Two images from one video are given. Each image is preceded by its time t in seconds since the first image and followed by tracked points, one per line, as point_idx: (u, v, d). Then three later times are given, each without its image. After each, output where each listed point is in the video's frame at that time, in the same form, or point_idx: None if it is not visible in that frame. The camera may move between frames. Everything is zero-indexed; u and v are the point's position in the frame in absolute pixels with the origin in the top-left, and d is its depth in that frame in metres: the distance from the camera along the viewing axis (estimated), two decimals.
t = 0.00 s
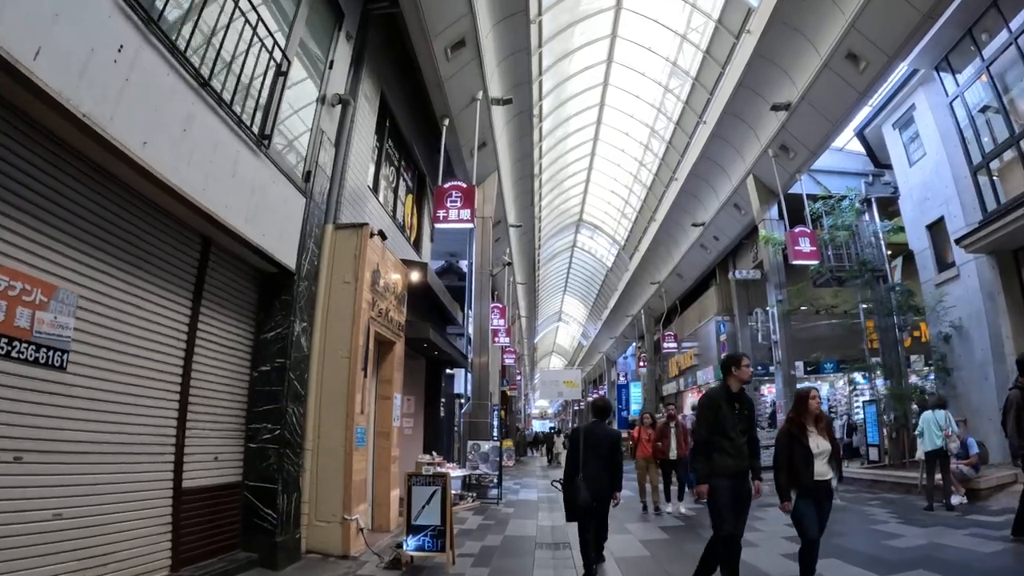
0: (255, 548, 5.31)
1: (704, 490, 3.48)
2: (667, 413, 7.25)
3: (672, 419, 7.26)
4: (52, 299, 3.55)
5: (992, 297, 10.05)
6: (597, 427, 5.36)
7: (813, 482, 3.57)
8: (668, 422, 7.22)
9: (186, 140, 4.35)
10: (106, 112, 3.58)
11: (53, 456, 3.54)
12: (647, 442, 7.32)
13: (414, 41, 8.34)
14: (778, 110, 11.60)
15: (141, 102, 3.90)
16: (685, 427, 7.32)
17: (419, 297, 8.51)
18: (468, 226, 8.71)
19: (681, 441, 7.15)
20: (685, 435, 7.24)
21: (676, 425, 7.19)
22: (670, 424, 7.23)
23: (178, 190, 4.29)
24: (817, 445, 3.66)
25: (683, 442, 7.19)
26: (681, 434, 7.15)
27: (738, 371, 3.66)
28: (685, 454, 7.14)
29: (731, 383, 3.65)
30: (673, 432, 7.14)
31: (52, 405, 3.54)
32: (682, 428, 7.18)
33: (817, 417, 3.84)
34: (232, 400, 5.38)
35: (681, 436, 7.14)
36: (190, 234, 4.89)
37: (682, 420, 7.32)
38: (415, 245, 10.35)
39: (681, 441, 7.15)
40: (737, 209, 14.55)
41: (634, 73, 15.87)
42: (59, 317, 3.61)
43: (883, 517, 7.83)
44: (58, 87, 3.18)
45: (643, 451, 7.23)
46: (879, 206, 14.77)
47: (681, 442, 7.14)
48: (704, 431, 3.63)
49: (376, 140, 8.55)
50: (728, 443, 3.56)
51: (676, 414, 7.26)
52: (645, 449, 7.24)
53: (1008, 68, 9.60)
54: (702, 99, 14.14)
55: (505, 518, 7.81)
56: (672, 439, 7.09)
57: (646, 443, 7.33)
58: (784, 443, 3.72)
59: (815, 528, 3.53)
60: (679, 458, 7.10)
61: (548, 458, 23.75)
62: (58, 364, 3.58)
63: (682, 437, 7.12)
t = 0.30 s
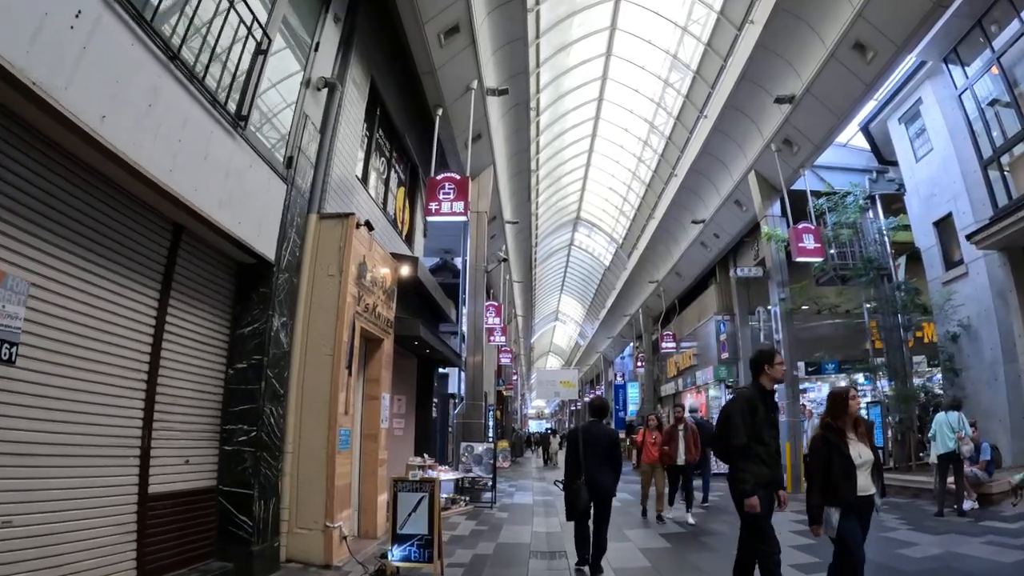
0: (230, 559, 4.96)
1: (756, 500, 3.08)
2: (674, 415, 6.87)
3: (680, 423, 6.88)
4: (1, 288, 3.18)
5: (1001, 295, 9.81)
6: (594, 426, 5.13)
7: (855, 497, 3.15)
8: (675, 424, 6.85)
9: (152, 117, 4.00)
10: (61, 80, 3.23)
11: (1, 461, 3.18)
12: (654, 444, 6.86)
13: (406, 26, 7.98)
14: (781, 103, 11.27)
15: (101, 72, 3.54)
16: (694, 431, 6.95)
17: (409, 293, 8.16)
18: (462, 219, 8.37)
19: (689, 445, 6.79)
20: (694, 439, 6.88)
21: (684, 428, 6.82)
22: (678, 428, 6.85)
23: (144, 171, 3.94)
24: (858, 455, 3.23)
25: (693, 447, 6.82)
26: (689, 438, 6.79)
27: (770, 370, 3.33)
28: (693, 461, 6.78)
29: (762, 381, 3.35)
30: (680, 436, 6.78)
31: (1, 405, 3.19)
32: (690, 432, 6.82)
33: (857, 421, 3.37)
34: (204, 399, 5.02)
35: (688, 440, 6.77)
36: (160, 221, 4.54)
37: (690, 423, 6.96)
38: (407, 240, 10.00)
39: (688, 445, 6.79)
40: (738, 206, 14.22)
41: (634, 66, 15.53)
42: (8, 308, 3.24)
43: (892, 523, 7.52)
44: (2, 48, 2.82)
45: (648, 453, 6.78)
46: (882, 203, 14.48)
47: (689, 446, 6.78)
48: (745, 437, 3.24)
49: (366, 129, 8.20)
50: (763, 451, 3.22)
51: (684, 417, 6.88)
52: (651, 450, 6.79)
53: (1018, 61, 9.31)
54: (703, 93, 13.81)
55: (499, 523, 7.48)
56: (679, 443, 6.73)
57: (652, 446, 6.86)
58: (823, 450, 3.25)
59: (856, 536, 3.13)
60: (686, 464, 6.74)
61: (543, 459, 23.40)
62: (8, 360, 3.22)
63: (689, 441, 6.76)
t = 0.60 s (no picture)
0: (203, 562, 4.67)
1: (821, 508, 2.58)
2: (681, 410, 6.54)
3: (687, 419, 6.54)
4: None
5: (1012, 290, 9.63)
6: (589, 428, 5.00)
7: (908, 497, 2.77)
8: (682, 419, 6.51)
9: (119, 85, 3.68)
10: (15, 38, 2.91)
11: None
12: (660, 443, 6.58)
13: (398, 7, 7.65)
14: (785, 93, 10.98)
15: (61, 32, 3.22)
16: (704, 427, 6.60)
17: (400, 284, 7.85)
18: (456, 207, 8.04)
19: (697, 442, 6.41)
20: (703, 436, 6.51)
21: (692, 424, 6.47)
22: (685, 424, 6.51)
23: (109, 143, 3.62)
24: (909, 447, 2.87)
25: (702, 444, 6.44)
26: (697, 435, 6.43)
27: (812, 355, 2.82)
28: (703, 459, 6.40)
29: (804, 366, 2.85)
30: (687, 432, 6.43)
31: None
32: (698, 429, 6.47)
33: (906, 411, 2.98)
34: (176, 391, 4.71)
35: (696, 437, 6.41)
36: (129, 200, 4.22)
37: (699, 420, 6.60)
38: (399, 231, 9.67)
39: (696, 442, 6.41)
40: (739, 200, 13.92)
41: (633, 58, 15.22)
42: None
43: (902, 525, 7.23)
44: None
45: (654, 452, 6.52)
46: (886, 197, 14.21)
47: (697, 443, 6.41)
48: (803, 437, 2.65)
49: (356, 115, 7.88)
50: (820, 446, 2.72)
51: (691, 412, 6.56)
52: (657, 450, 6.52)
53: None
54: (704, 85, 13.51)
55: (494, 525, 7.16)
56: (687, 440, 6.38)
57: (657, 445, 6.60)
58: (869, 442, 2.85)
59: (898, 538, 2.77)
60: (695, 462, 6.37)
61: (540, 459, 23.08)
62: None
63: (697, 438, 6.41)
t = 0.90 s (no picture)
0: (176, 571, 4.34)
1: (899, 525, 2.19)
2: (692, 411, 6.22)
3: (698, 420, 6.20)
4: None
5: None
6: (590, 426, 5.36)
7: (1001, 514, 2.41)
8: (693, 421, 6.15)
9: (81, 49, 3.34)
10: None
11: None
12: (669, 446, 6.25)
13: None
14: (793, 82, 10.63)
15: None
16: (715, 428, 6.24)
17: (392, 278, 7.51)
18: (452, 197, 7.68)
19: (710, 447, 6.06)
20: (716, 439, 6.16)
21: (705, 426, 6.12)
22: (695, 426, 6.19)
23: (70, 114, 3.27)
24: (999, 452, 2.51)
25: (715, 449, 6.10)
26: (710, 438, 6.07)
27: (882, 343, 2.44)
28: (716, 465, 6.06)
29: (871, 356, 2.48)
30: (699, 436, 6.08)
31: None
32: (710, 431, 6.11)
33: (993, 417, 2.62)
34: (146, 387, 4.37)
35: (709, 441, 6.06)
36: (94, 178, 3.88)
37: (710, 420, 6.25)
38: (394, 223, 9.31)
39: (710, 447, 6.06)
40: (744, 194, 13.57)
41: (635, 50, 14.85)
42: None
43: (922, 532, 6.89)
44: None
45: (663, 456, 6.17)
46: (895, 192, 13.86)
47: (710, 447, 6.06)
48: (879, 439, 2.24)
49: (348, 100, 7.53)
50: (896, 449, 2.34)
51: (702, 412, 6.22)
52: (666, 453, 6.18)
53: None
54: (708, 77, 13.16)
55: (490, 530, 6.81)
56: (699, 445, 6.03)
57: (666, 448, 6.26)
58: (959, 446, 2.44)
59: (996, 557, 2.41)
60: (707, 468, 6.04)
61: (539, 459, 22.74)
62: None
63: (709, 442, 6.06)
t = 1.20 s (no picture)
0: None
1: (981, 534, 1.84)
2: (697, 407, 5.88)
3: (705, 416, 5.86)
4: None
5: None
6: (592, 427, 5.14)
7: None
8: (700, 418, 5.83)
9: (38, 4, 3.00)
10: None
11: None
12: (674, 445, 6.01)
13: None
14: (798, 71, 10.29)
15: None
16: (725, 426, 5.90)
17: (383, 269, 7.18)
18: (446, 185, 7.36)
19: (719, 447, 5.72)
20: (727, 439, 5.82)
21: (713, 424, 5.78)
22: (703, 422, 5.84)
23: (25, 77, 2.93)
24: None
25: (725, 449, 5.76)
26: (719, 438, 5.74)
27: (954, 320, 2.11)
28: (725, 466, 5.73)
29: (945, 336, 2.12)
30: (707, 435, 5.77)
31: None
32: (718, 428, 5.76)
33: None
34: (112, 378, 4.05)
35: (718, 440, 5.73)
36: (55, 147, 3.54)
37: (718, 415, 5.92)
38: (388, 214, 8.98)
39: (718, 447, 5.73)
40: (747, 188, 13.25)
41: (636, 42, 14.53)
42: None
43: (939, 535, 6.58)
44: None
45: (667, 457, 5.95)
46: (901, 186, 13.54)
47: (719, 447, 5.72)
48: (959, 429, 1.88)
49: (338, 83, 7.20)
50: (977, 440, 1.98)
51: (710, 407, 5.87)
52: (671, 454, 5.95)
53: None
54: (710, 68, 12.85)
55: (486, 534, 6.48)
56: (706, 444, 5.72)
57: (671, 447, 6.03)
58: None
59: None
60: (716, 469, 5.71)
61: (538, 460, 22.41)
62: None
63: (718, 441, 5.72)
